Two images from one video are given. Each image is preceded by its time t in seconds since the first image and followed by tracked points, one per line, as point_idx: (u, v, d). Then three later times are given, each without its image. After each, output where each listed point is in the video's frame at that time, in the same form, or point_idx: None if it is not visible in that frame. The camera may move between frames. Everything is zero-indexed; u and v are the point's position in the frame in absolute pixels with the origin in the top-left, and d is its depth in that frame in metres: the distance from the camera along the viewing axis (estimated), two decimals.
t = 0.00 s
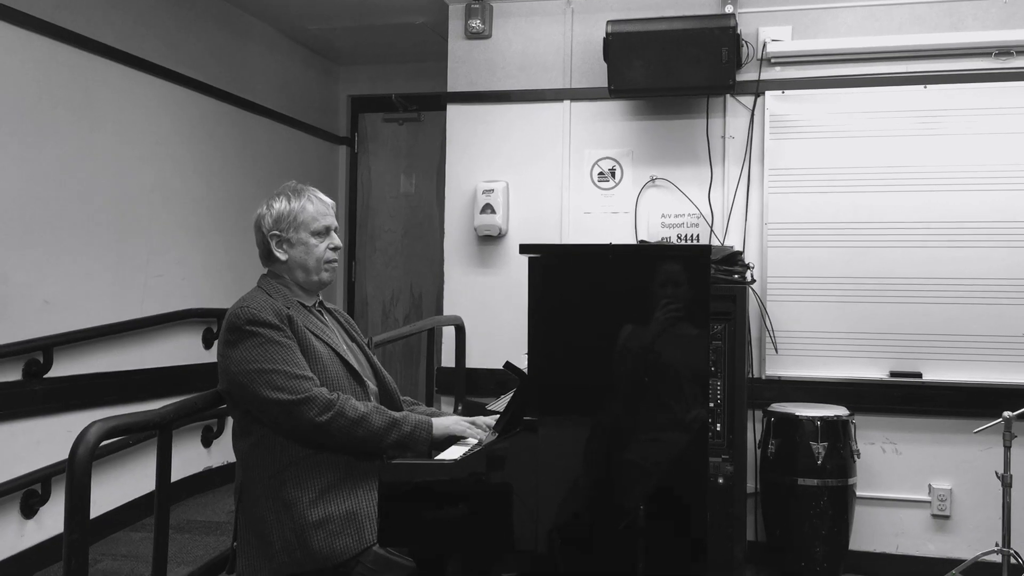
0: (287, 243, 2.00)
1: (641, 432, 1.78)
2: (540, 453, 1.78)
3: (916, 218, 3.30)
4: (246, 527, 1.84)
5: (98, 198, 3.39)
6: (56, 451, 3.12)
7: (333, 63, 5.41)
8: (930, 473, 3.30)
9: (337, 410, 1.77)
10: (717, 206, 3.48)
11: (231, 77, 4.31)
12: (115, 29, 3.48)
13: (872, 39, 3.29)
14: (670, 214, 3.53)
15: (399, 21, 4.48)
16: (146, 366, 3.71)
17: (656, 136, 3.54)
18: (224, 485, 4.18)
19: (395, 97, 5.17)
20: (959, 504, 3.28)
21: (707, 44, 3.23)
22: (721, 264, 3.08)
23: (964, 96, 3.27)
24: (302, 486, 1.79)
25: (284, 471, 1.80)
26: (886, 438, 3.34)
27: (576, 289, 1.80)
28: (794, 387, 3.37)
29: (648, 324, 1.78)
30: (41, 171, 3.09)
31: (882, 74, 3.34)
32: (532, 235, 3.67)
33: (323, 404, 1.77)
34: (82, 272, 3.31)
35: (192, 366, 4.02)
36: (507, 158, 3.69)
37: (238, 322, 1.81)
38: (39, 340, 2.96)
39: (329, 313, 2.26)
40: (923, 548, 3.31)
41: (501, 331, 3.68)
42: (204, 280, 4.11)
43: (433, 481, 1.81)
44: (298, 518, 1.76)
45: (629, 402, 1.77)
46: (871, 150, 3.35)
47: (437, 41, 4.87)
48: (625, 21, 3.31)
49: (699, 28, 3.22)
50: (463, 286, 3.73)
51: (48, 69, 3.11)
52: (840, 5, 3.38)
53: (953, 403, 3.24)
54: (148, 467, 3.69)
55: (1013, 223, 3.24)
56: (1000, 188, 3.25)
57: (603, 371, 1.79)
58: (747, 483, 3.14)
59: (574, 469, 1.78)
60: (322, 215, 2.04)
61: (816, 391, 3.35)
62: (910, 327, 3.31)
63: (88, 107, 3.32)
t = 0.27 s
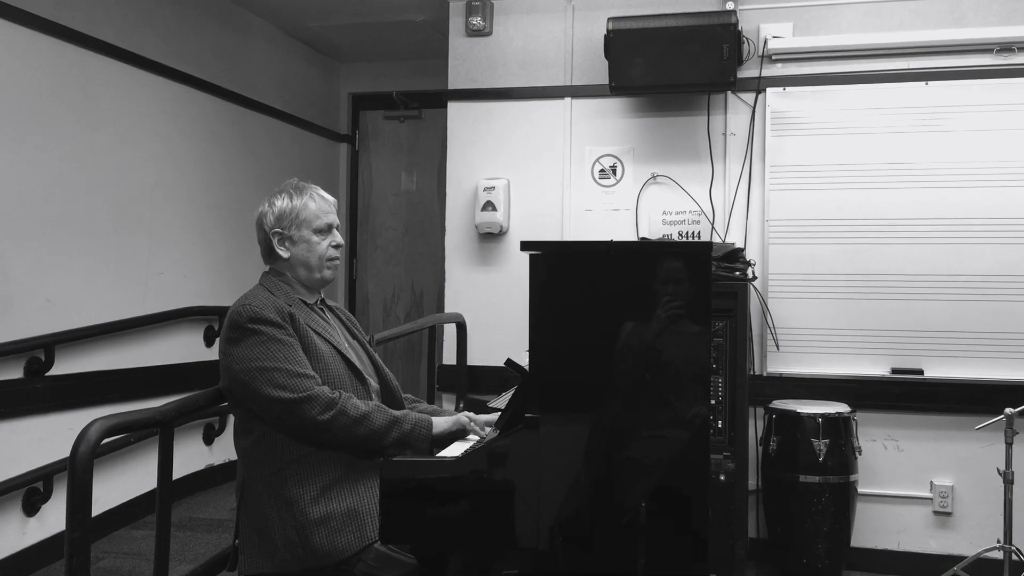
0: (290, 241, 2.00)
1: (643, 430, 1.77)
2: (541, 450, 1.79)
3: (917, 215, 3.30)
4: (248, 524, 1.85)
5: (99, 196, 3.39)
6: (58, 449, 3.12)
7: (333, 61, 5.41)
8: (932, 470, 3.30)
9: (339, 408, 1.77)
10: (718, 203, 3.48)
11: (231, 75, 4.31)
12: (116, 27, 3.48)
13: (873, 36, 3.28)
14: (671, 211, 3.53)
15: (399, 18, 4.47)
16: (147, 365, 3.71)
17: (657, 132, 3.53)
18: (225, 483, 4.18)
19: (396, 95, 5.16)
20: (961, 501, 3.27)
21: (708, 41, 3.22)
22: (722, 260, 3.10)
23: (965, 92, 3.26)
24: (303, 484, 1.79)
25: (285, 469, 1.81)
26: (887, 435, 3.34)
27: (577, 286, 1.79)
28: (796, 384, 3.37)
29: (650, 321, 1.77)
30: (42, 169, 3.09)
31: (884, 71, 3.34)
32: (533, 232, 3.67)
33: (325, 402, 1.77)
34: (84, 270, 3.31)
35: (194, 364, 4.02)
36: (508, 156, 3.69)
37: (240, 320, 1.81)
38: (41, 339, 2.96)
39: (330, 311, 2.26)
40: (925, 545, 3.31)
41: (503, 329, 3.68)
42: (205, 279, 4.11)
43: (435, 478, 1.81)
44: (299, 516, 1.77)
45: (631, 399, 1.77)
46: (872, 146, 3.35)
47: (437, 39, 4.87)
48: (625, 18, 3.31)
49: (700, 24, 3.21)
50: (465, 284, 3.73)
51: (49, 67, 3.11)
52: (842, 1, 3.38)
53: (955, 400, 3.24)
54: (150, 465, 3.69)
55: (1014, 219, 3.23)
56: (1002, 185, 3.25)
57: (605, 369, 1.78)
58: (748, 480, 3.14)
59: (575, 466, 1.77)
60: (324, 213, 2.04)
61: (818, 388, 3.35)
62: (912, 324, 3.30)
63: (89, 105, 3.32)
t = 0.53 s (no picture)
0: (291, 239, 2.00)
1: (644, 428, 1.78)
2: (542, 448, 1.79)
3: (918, 213, 3.30)
4: (251, 523, 1.84)
5: (100, 194, 3.39)
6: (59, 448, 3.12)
7: (334, 59, 5.41)
8: (933, 468, 3.30)
9: (341, 404, 1.77)
10: (719, 201, 3.48)
11: (232, 73, 4.31)
12: (116, 25, 3.48)
13: (874, 34, 3.28)
14: (672, 209, 3.52)
15: (400, 16, 4.47)
16: (148, 363, 3.70)
17: (658, 131, 3.53)
18: (226, 481, 4.19)
19: (397, 93, 5.16)
20: (963, 499, 3.27)
21: (708, 39, 3.22)
22: (724, 258, 3.08)
23: (966, 90, 3.26)
24: (307, 481, 1.79)
25: (288, 466, 1.80)
26: (889, 433, 3.34)
27: (578, 284, 1.80)
28: (797, 382, 3.37)
29: (650, 318, 1.77)
30: (43, 168, 3.09)
31: (885, 69, 3.33)
32: (534, 231, 3.67)
33: (327, 399, 1.77)
34: (85, 269, 3.31)
35: (195, 363, 4.02)
36: (509, 154, 3.69)
37: (242, 318, 1.81)
38: (42, 338, 2.96)
39: (331, 309, 2.26)
40: (927, 543, 3.30)
41: (504, 328, 3.67)
42: (206, 277, 4.11)
43: (434, 477, 1.81)
44: (302, 513, 1.76)
45: (632, 398, 1.77)
46: (873, 144, 3.34)
47: (438, 37, 4.86)
48: (625, 17, 3.30)
49: (700, 23, 3.21)
50: (466, 282, 3.73)
51: (49, 66, 3.10)
52: None
53: (956, 398, 3.24)
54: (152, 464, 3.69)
55: (1015, 217, 3.23)
56: (1003, 183, 3.24)
57: (606, 367, 1.78)
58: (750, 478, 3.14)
59: (576, 465, 1.78)
60: (326, 211, 2.04)
61: (819, 386, 3.34)
62: (913, 322, 3.30)
63: (90, 105, 3.32)
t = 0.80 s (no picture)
0: (293, 238, 2.00)
1: (644, 427, 1.78)
2: (542, 447, 1.79)
3: (918, 211, 3.30)
4: (250, 522, 1.83)
5: (100, 193, 3.39)
6: (59, 447, 3.12)
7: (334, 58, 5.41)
8: (934, 466, 3.30)
9: (342, 403, 1.77)
10: (720, 200, 3.48)
11: (232, 72, 4.31)
12: (117, 24, 3.47)
13: (875, 32, 3.28)
14: (673, 208, 3.52)
15: (400, 15, 4.47)
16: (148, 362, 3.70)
17: (659, 129, 3.53)
18: (227, 480, 4.19)
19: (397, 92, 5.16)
20: (963, 498, 3.27)
21: (708, 37, 3.22)
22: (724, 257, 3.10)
23: (966, 89, 3.26)
24: (307, 480, 1.79)
25: (288, 465, 1.80)
26: (889, 431, 3.34)
27: (578, 283, 1.79)
28: (797, 380, 3.37)
29: (650, 317, 1.77)
30: (44, 167, 3.09)
31: (885, 67, 3.33)
32: (535, 229, 3.67)
33: (328, 398, 1.77)
34: (85, 268, 3.31)
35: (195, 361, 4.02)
36: (509, 153, 3.69)
37: (243, 317, 1.81)
38: (42, 336, 2.97)
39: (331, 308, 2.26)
40: (927, 541, 3.31)
41: (504, 327, 3.67)
42: (206, 276, 4.11)
43: (434, 476, 1.81)
44: (301, 512, 1.76)
45: (632, 396, 1.77)
46: (874, 143, 3.34)
47: (438, 36, 4.86)
48: (625, 15, 3.30)
49: (701, 21, 3.21)
50: (466, 281, 3.73)
51: (50, 64, 3.10)
52: None
53: (957, 397, 3.24)
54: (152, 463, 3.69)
55: (1015, 215, 3.23)
56: (1004, 181, 3.24)
57: (606, 366, 1.78)
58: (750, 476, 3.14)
59: (577, 463, 1.78)
60: (327, 210, 2.04)
61: (819, 385, 3.35)
62: (913, 321, 3.30)
63: (90, 104, 3.32)
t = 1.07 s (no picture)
0: (293, 237, 2.00)
1: (644, 426, 1.78)
2: (542, 445, 1.79)
3: (919, 210, 3.30)
4: (250, 520, 1.83)
5: (100, 192, 3.39)
6: (60, 446, 3.12)
7: (334, 56, 5.40)
8: (934, 465, 3.30)
9: (342, 403, 1.78)
10: (720, 199, 3.48)
11: (232, 71, 4.30)
12: (117, 23, 3.47)
13: (875, 31, 3.27)
14: (673, 207, 3.52)
15: (400, 13, 4.47)
16: (148, 361, 3.70)
17: (659, 128, 3.53)
18: (227, 478, 4.19)
19: (398, 91, 5.15)
20: (964, 496, 3.27)
21: (709, 36, 3.22)
22: (725, 256, 3.08)
23: (967, 87, 3.26)
24: (306, 479, 1.79)
25: (288, 464, 1.80)
26: (889, 430, 3.34)
27: (579, 281, 1.79)
28: (798, 379, 3.38)
29: (651, 316, 1.77)
30: (43, 166, 3.09)
31: (885, 66, 3.33)
32: (536, 228, 3.67)
33: (328, 397, 1.77)
34: (85, 267, 3.31)
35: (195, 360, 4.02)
36: (509, 151, 3.68)
37: (243, 315, 1.81)
38: (43, 335, 2.97)
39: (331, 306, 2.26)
40: (928, 540, 3.31)
41: (505, 326, 3.67)
42: (206, 275, 4.11)
43: (434, 475, 1.76)
44: (302, 511, 1.76)
45: (632, 395, 1.77)
46: (874, 141, 3.34)
47: (438, 34, 4.86)
48: (625, 14, 3.30)
49: (701, 20, 3.21)
50: (466, 279, 3.73)
51: (50, 63, 3.10)
52: None
53: (957, 395, 3.24)
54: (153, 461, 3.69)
55: (1016, 213, 3.23)
56: (1004, 179, 3.24)
57: (606, 365, 1.78)
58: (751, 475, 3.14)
59: (577, 462, 1.78)
60: (327, 209, 2.04)
61: (820, 384, 3.35)
62: (914, 319, 3.30)
63: (90, 102, 3.32)
